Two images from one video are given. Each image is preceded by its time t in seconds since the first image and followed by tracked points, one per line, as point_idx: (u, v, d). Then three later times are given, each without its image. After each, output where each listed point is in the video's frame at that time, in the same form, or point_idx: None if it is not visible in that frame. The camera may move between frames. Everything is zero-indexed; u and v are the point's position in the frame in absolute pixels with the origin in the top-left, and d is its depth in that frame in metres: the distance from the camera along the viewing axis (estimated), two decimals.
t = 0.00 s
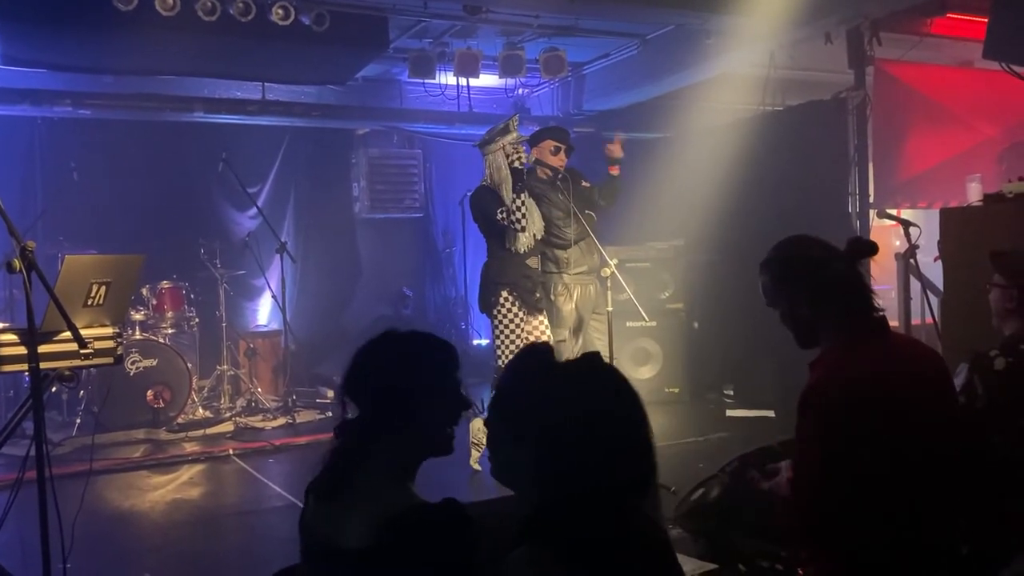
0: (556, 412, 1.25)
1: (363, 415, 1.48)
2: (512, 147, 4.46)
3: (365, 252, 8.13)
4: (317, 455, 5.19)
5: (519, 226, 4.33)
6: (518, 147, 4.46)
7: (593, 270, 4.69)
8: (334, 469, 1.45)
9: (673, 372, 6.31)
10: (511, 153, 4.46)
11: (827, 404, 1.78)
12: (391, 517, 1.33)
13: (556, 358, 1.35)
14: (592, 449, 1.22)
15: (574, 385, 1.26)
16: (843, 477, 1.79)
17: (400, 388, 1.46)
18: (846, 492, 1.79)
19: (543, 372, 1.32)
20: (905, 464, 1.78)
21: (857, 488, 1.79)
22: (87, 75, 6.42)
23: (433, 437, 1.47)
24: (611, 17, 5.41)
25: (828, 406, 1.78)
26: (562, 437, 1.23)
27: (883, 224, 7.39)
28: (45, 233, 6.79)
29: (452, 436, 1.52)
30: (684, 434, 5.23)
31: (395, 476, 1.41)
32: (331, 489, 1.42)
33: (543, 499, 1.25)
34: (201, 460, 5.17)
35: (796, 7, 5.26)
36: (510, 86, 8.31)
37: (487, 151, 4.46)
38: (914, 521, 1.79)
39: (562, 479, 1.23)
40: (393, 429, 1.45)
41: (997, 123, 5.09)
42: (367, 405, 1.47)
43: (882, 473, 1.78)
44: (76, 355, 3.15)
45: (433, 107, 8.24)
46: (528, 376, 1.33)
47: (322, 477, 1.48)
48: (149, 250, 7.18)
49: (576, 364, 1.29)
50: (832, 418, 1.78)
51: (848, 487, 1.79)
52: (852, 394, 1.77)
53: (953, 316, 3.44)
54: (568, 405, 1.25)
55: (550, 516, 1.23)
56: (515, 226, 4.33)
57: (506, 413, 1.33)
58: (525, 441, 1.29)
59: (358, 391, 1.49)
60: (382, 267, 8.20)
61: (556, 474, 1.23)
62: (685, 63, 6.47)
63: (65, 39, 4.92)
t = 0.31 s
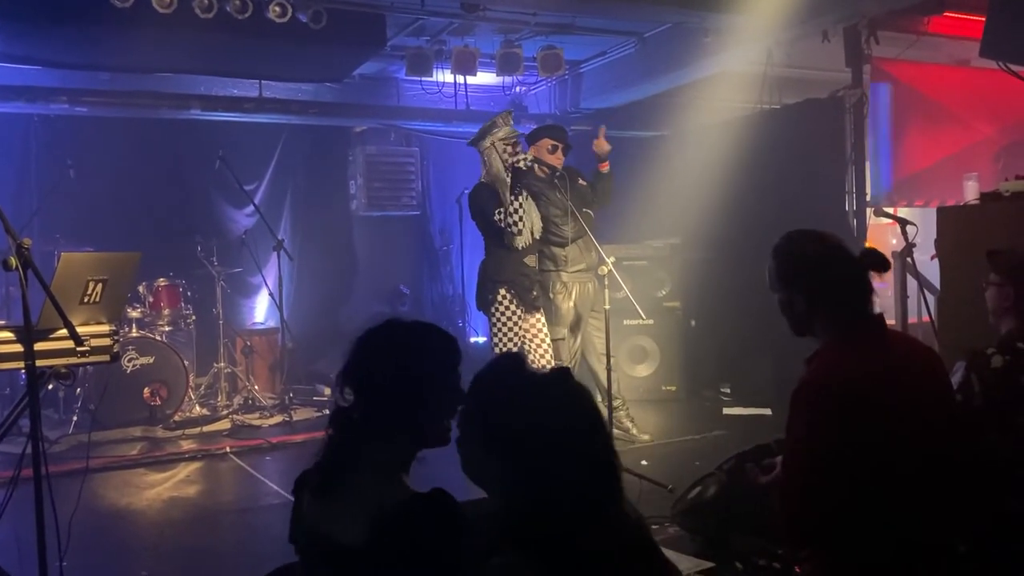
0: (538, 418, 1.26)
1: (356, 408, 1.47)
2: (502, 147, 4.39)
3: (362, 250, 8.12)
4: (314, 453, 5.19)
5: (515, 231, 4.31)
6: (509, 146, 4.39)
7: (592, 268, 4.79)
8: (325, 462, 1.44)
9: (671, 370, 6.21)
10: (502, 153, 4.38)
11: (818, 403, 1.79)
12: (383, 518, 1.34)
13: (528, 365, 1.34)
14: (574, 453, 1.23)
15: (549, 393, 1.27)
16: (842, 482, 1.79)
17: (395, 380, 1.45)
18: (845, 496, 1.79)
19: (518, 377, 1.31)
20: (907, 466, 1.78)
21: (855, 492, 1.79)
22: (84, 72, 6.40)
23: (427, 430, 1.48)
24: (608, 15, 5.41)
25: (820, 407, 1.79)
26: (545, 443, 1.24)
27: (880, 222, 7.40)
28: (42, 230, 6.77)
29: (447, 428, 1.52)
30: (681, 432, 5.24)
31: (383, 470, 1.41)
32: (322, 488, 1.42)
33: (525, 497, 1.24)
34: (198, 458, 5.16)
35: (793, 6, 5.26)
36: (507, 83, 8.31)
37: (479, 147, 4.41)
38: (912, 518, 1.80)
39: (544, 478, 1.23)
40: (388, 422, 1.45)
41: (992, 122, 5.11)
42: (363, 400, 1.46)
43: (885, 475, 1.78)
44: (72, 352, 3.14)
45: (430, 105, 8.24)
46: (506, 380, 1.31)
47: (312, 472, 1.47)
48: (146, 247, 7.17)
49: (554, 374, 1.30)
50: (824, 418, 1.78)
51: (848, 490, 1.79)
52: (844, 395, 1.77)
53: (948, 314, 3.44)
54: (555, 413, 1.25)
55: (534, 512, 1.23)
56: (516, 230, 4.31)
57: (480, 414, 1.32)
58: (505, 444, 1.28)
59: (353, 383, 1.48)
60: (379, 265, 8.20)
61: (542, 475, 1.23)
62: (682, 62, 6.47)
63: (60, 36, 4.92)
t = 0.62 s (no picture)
0: (538, 418, 1.26)
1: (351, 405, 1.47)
2: (491, 144, 4.38)
3: (358, 247, 8.12)
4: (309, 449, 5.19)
5: (519, 229, 4.27)
6: (498, 142, 4.37)
7: (588, 263, 4.78)
8: (319, 460, 1.45)
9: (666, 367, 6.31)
10: (494, 150, 4.38)
11: (817, 399, 1.79)
12: (369, 508, 1.32)
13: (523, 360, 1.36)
14: (571, 453, 1.25)
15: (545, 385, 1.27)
16: (840, 480, 1.79)
17: (391, 378, 1.44)
18: (844, 494, 1.79)
19: (514, 372, 1.33)
20: (904, 464, 1.79)
21: (853, 490, 1.79)
22: (79, 68, 6.39)
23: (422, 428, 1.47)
24: (605, 12, 5.41)
25: (816, 403, 1.79)
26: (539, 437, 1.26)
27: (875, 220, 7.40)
28: (36, 226, 6.76)
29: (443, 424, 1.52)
30: (676, 428, 5.25)
31: (376, 469, 1.40)
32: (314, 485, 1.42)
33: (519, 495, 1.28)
34: (194, 454, 5.16)
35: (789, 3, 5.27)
36: (503, 80, 8.28)
37: (473, 146, 4.42)
38: (910, 516, 1.80)
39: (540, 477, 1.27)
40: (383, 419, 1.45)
41: (990, 119, 5.09)
42: (358, 397, 1.46)
43: (883, 473, 1.78)
44: (67, 349, 3.14)
45: (426, 101, 8.23)
46: (503, 375, 1.33)
47: (305, 471, 1.47)
48: (141, 243, 7.16)
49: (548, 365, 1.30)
50: (819, 414, 1.79)
51: (845, 488, 1.79)
52: (840, 392, 1.77)
53: (944, 312, 3.44)
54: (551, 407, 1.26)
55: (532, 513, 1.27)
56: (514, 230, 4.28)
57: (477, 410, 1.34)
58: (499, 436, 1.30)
59: (348, 381, 1.48)
60: (375, 261, 8.20)
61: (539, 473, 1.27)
62: (679, 59, 6.47)
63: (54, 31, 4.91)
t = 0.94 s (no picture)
0: (533, 414, 1.27)
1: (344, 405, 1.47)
2: (489, 141, 4.38)
3: (353, 243, 8.11)
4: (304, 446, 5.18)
5: (519, 228, 4.27)
6: (496, 138, 4.37)
7: (585, 260, 4.84)
8: (312, 458, 1.44)
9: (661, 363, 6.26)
10: (491, 146, 4.37)
11: (815, 398, 1.78)
12: (367, 507, 1.31)
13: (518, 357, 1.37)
14: (567, 449, 1.25)
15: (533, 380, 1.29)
16: (839, 478, 1.79)
17: (383, 377, 1.44)
18: (843, 493, 1.79)
19: (508, 369, 1.34)
20: (903, 463, 1.79)
21: (851, 490, 1.79)
22: (73, 63, 6.37)
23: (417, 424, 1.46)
24: (600, 8, 5.40)
25: (815, 401, 1.78)
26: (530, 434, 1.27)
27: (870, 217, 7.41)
28: (30, 222, 6.73)
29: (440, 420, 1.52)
30: (672, 425, 5.25)
31: (371, 468, 1.39)
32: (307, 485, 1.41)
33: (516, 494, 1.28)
34: (188, 451, 5.14)
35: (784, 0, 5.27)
36: (499, 76, 8.27)
37: (471, 144, 4.43)
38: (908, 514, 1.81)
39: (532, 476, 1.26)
40: (377, 418, 1.44)
41: (984, 116, 5.12)
42: (350, 394, 1.46)
43: (882, 473, 1.79)
44: (61, 345, 3.12)
45: (421, 97, 8.21)
46: (497, 372, 1.35)
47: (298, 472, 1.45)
48: (135, 239, 7.14)
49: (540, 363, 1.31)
50: (816, 412, 1.79)
51: (844, 488, 1.79)
52: (840, 391, 1.77)
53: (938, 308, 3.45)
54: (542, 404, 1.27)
55: (528, 509, 1.26)
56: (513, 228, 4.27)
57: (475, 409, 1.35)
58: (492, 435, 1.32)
59: (341, 380, 1.48)
60: (370, 257, 8.20)
61: (531, 470, 1.26)
62: (674, 55, 6.47)
63: (47, 25, 4.89)
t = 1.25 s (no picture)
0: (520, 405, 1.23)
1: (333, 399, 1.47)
2: (485, 135, 4.36)
3: (347, 237, 8.09)
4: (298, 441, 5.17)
5: (514, 223, 4.27)
6: (492, 132, 4.35)
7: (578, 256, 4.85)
8: (300, 451, 1.43)
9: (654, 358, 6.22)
10: (487, 140, 4.35)
11: (808, 397, 1.80)
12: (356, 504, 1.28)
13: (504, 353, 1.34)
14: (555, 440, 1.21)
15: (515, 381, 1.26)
16: (836, 477, 1.79)
17: (372, 372, 1.45)
18: (840, 492, 1.80)
19: (492, 364, 1.31)
20: (900, 462, 1.79)
21: (849, 490, 1.79)
22: (65, 57, 6.34)
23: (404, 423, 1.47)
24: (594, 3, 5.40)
25: (809, 399, 1.80)
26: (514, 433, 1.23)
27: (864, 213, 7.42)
28: (21, 216, 6.70)
29: (426, 418, 1.53)
30: (666, 420, 5.25)
31: (358, 463, 1.38)
32: (298, 480, 1.39)
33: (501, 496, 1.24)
34: (181, 446, 5.13)
35: None
36: (492, 71, 8.25)
37: (465, 138, 4.41)
38: (905, 514, 1.81)
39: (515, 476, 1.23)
40: (366, 412, 1.44)
41: (978, 113, 5.11)
42: (340, 387, 1.46)
43: (878, 472, 1.79)
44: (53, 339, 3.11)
45: (415, 92, 8.19)
46: (481, 368, 1.32)
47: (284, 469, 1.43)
48: (128, 233, 7.11)
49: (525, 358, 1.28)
50: (811, 411, 1.80)
51: (841, 487, 1.80)
52: (832, 389, 1.78)
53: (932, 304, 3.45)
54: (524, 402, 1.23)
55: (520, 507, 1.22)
56: (507, 223, 4.28)
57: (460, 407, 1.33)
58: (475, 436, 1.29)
59: (328, 374, 1.48)
60: (364, 251, 8.18)
61: (518, 469, 1.23)
62: (669, 51, 6.47)
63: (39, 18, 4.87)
